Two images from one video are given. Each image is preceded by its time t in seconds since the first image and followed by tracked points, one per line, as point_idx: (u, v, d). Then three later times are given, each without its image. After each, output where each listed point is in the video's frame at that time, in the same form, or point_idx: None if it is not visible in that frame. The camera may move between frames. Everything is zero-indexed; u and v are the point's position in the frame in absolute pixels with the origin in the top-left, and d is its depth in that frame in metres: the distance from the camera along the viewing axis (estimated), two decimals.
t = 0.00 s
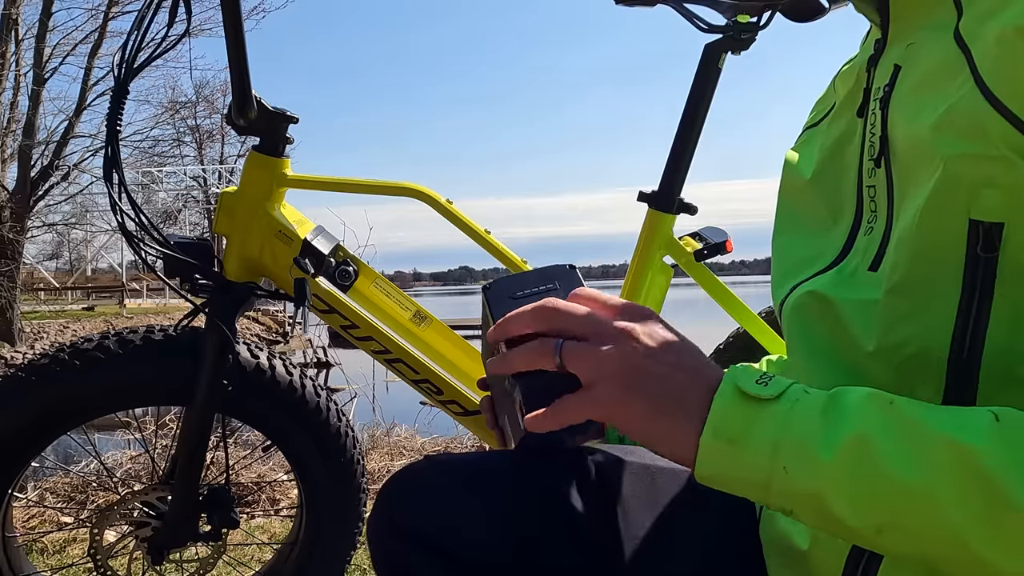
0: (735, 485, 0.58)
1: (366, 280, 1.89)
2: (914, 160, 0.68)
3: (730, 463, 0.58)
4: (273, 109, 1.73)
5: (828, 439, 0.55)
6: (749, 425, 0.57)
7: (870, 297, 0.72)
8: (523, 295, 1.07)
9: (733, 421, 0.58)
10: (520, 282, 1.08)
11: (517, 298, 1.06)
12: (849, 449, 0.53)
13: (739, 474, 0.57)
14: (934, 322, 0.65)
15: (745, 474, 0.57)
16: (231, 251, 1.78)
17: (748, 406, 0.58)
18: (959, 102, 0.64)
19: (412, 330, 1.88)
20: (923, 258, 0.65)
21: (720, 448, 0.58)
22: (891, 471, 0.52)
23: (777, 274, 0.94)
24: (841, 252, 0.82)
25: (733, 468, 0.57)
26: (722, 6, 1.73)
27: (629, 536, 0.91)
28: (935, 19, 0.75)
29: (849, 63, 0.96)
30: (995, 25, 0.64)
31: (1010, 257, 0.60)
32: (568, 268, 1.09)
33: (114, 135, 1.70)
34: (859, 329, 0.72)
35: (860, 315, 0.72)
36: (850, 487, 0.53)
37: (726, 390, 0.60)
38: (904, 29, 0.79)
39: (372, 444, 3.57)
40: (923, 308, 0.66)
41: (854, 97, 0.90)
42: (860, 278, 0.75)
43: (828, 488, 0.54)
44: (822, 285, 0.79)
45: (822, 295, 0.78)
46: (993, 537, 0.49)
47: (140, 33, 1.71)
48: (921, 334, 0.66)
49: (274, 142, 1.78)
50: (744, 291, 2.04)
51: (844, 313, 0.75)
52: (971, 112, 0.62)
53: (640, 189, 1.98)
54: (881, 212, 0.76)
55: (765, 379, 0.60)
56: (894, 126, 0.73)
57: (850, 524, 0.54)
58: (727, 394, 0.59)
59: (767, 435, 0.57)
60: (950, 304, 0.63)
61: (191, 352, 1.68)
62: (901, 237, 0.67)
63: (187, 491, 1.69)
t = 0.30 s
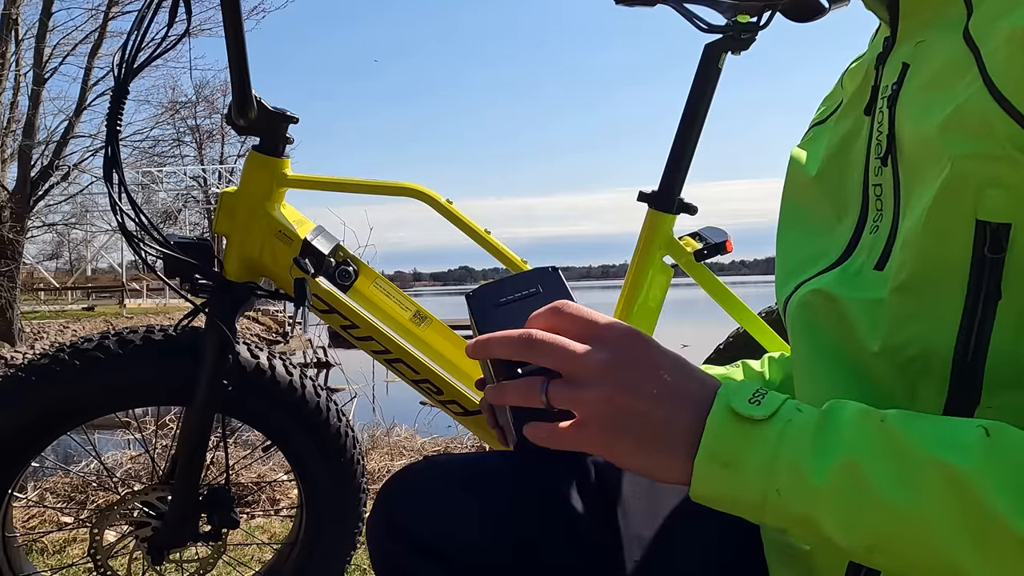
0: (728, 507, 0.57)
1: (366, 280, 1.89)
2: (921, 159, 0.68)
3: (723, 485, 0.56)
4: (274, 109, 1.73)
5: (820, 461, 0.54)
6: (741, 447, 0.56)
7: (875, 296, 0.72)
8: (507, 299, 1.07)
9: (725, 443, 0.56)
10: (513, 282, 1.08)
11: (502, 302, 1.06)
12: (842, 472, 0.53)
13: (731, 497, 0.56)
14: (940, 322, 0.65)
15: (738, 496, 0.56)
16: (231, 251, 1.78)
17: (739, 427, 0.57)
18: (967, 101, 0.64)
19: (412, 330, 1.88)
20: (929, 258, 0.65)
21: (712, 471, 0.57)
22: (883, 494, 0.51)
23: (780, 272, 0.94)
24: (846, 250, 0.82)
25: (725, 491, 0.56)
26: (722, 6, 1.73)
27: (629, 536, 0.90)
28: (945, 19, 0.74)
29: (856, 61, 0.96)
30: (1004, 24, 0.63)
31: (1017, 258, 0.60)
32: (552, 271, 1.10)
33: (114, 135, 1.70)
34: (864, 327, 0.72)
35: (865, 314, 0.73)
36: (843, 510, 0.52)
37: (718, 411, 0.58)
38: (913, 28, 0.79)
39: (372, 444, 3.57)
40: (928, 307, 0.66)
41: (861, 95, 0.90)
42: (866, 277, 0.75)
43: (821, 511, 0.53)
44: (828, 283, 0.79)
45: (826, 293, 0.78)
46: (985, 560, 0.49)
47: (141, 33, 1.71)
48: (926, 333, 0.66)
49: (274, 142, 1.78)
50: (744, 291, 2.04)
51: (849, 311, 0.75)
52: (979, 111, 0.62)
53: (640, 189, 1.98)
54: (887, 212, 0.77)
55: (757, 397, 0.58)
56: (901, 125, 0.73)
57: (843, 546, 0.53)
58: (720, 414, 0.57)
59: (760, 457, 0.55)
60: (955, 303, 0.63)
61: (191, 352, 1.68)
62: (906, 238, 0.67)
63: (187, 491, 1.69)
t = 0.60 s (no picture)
0: (745, 464, 0.59)
1: (367, 280, 1.89)
2: (923, 159, 0.68)
3: (742, 442, 0.59)
4: (274, 109, 1.73)
5: (841, 422, 0.56)
6: (763, 406, 0.58)
7: (877, 296, 0.72)
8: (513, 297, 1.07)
9: (747, 400, 0.59)
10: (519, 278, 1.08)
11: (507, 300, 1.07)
12: (863, 433, 0.54)
13: (750, 454, 0.58)
14: (940, 322, 0.65)
15: (757, 453, 0.58)
16: (232, 251, 1.78)
17: (762, 386, 0.59)
18: (968, 101, 0.64)
19: (412, 331, 1.88)
20: (930, 258, 0.65)
21: (732, 427, 0.59)
22: (902, 458, 0.53)
23: (782, 273, 0.94)
24: (847, 251, 0.82)
25: (744, 447, 0.59)
26: (722, 6, 1.73)
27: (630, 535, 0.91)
28: (946, 19, 0.75)
29: (858, 62, 0.96)
30: (1004, 24, 0.63)
31: (1018, 259, 0.60)
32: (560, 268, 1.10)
33: (114, 135, 1.70)
34: (867, 328, 0.72)
35: (868, 314, 0.73)
36: (860, 471, 0.54)
37: (742, 369, 0.60)
38: (913, 29, 0.79)
39: (372, 443, 3.57)
40: (931, 308, 0.66)
41: (862, 95, 0.90)
42: (867, 277, 0.75)
43: (839, 473, 0.55)
44: (830, 284, 0.79)
45: (828, 294, 0.78)
46: (1000, 528, 0.51)
47: (141, 33, 1.70)
48: (929, 334, 0.66)
49: (274, 142, 1.78)
50: (744, 291, 2.04)
51: (851, 312, 0.75)
52: (980, 112, 0.62)
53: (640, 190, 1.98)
54: (888, 213, 0.77)
55: (782, 357, 0.60)
56: (902, 126, 0.73)
57: (858, 507, 0.55)
58: (743, 371, 0.59)
59: (781, 416, 0.57)
60: (955, 304, 0.64)
61: (191, 352, 1.68)
62: (908, 238, 0.67)
63: (187, 491, 1.69)
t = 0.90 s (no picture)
0: (764, 364, 0.64)
1: (366, 280, 1.89)
2: (919, 154, 0.68)
3: (766, 339, 0.63)
4: (274, 109, 1.73)
5: (867, 336, 0.60)
6: (792, 309, 0.63)
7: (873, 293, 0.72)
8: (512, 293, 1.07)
9: (777, 304, 0.63)
10: (518, 275, 1.08)
11: (507, 296, 1.06)
12: (890, 346, 0.58)
13: (772, 354, 0.63)
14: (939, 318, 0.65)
15: (778, 355, 0.63)
16: (232, 251, 1.78)
17: (794, 292, 0.63)
18: (966, 95, 0.64)
19: (412, 330, 1.88)
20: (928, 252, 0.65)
21: (758, 327, 0.63)
22: (923, 377, 0.57)
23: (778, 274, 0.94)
24: (844, 249, 0.81)
25: (766, 346, 0.63)
26: (722, 6, 1.72)
27: (630, 534, 0.91)
28: (942, 16, 0.75)
29: (852, 61, 0.96)
30: (1004, 18, 0.63)
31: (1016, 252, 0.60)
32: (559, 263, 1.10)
33: (114, 135, 1.70)
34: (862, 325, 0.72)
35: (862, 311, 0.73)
36: (877, 383, 0.58)
37: (777, 276, 0.65)
38: (909, 27, 0.79)
39: (372, 444, 3.58)
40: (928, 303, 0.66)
41: (858, 93, 0.90)
42: (863, 274, 0.75)
43: (859, 383, 0.59)
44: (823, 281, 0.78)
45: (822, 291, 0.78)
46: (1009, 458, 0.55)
47: (141, 33, 1.70)
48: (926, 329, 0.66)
49: (274, 142, 1.78)
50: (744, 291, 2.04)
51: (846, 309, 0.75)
52: (980, 106, 0.62)
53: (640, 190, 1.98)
54: (883, 209, 0.77)
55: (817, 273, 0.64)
56: (900, 121, 0.73)
57: (869, 421, 0.59)
58: (777, 276, 0.65)
59: (809, 321, 0.62)
60: (954, 300, 0.64)
61: (191, 352, 1.68)
62: (904, 233, 0.67)
63: (188, 491, 1.69)
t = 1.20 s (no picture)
0: (753, 423, 0.63)
1: (366, 280, 1.89)
2: (921, 156, 0.68)
3: (752, 401, 0.63)
4: (274, 109, 1.73)
5: (849, 386, 0.60)
6: (773, 368, 0.62)
7: (873, 295, 0.72)
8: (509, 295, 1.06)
9: (758, 363, 0.63)
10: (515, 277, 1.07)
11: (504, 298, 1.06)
12: (870, 394, 0.58)
13: (760, 414, 0.62)
14: (942, 318, 0.65)
15: (765, 415, 0.62)
16: (232, 251, 1.78)
17: (774, 350, 0.63)
18: (968, 97, 0.64)
19: (412, 331, 1.88)
20: (930, 254, 0.65)
21: (745, 390, 0.63)
22: (907, 421, 0.57)
23: (777, 275, 0.94)
24: (844, 250, 0.82)
25: (753, 406, 0.63)
26: (722, 6, 1.73)
27: (629, 535, 0.90)
28: (941, 17, 0.75)
29: (847, 64, 0.97)
30: (1004, 20, 0.63)
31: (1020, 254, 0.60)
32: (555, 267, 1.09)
33: (114, 135, 1.70)
34: (863, 328, 0.72)
35: (863, 313, 0.73)
36: (865, 431, 0.58)
37: (755, 334, 0.64)
38: (907, 29, 0.80)
39: (372, 444, 3.58)
40: (931, 305, 0.66)
41: (855, 95, 0.90)
42: (862, 276, 0.76)
43: (845, 433, 0.59)
44: (823, 283, 0.80)
45: (822, 293, 0.79)
46: (998, 493, 0.55)
47: (141, 33, 1.70)
48: (928, 331, 0.65)
49: (274, 142, 1.78)
50: (744, 291, 2.04)
51: (847, 311, 0.75)
52: (982, 107, 0.62)
53: (640, 190, 1.98)
54: (884, 211, 0.77)
55: (793, 325, 0.64)
56: (900, 123, 0.73)
57: (860, 468, 0.59)
58: (756, 335, 0.64)
59: (790, 377, 0.62)
60: (956, 301, 0.64)
61: (191, 352, 1.68)
62: (907, 235, 0.67)
63: (188, 491, 1.69)
